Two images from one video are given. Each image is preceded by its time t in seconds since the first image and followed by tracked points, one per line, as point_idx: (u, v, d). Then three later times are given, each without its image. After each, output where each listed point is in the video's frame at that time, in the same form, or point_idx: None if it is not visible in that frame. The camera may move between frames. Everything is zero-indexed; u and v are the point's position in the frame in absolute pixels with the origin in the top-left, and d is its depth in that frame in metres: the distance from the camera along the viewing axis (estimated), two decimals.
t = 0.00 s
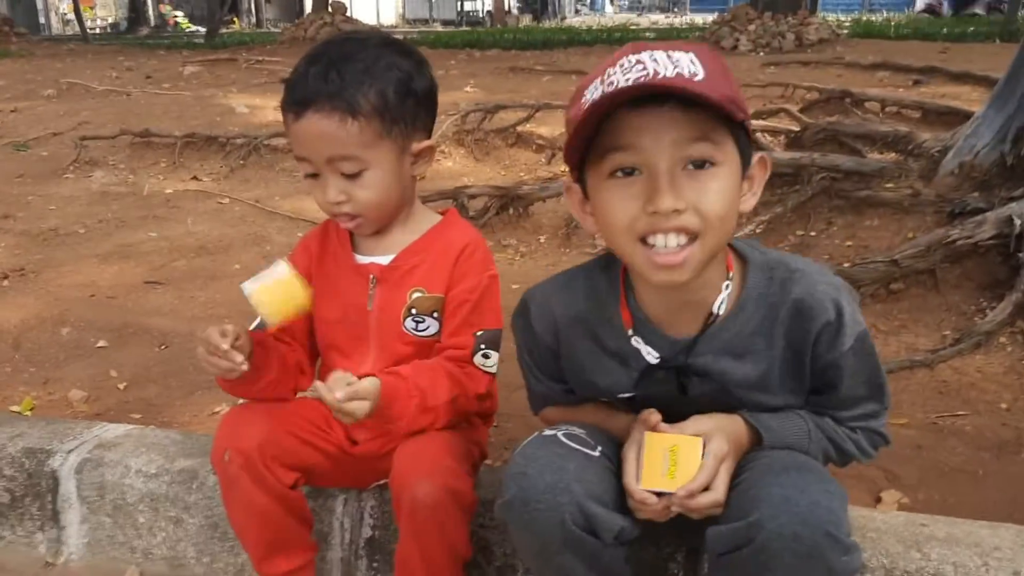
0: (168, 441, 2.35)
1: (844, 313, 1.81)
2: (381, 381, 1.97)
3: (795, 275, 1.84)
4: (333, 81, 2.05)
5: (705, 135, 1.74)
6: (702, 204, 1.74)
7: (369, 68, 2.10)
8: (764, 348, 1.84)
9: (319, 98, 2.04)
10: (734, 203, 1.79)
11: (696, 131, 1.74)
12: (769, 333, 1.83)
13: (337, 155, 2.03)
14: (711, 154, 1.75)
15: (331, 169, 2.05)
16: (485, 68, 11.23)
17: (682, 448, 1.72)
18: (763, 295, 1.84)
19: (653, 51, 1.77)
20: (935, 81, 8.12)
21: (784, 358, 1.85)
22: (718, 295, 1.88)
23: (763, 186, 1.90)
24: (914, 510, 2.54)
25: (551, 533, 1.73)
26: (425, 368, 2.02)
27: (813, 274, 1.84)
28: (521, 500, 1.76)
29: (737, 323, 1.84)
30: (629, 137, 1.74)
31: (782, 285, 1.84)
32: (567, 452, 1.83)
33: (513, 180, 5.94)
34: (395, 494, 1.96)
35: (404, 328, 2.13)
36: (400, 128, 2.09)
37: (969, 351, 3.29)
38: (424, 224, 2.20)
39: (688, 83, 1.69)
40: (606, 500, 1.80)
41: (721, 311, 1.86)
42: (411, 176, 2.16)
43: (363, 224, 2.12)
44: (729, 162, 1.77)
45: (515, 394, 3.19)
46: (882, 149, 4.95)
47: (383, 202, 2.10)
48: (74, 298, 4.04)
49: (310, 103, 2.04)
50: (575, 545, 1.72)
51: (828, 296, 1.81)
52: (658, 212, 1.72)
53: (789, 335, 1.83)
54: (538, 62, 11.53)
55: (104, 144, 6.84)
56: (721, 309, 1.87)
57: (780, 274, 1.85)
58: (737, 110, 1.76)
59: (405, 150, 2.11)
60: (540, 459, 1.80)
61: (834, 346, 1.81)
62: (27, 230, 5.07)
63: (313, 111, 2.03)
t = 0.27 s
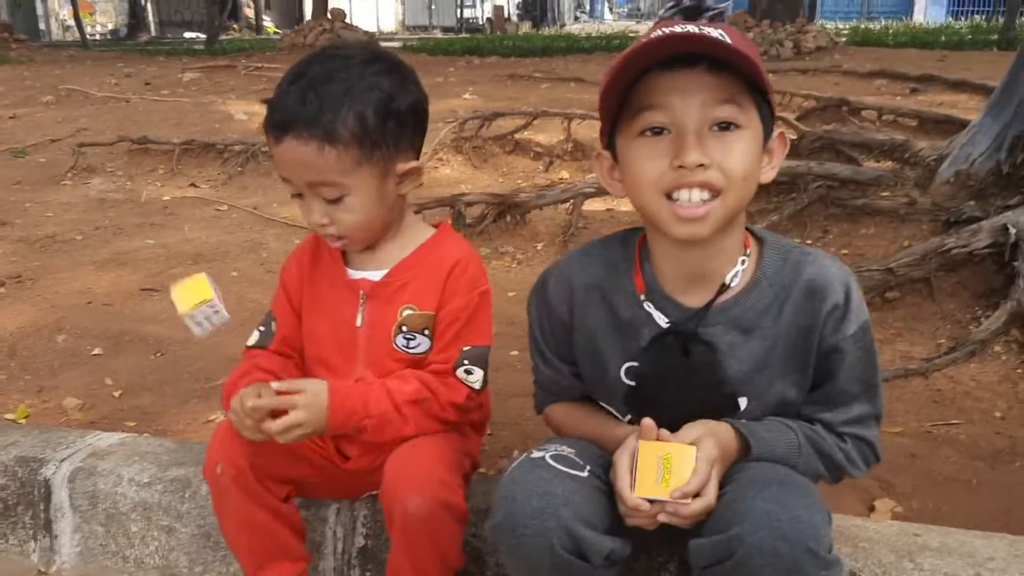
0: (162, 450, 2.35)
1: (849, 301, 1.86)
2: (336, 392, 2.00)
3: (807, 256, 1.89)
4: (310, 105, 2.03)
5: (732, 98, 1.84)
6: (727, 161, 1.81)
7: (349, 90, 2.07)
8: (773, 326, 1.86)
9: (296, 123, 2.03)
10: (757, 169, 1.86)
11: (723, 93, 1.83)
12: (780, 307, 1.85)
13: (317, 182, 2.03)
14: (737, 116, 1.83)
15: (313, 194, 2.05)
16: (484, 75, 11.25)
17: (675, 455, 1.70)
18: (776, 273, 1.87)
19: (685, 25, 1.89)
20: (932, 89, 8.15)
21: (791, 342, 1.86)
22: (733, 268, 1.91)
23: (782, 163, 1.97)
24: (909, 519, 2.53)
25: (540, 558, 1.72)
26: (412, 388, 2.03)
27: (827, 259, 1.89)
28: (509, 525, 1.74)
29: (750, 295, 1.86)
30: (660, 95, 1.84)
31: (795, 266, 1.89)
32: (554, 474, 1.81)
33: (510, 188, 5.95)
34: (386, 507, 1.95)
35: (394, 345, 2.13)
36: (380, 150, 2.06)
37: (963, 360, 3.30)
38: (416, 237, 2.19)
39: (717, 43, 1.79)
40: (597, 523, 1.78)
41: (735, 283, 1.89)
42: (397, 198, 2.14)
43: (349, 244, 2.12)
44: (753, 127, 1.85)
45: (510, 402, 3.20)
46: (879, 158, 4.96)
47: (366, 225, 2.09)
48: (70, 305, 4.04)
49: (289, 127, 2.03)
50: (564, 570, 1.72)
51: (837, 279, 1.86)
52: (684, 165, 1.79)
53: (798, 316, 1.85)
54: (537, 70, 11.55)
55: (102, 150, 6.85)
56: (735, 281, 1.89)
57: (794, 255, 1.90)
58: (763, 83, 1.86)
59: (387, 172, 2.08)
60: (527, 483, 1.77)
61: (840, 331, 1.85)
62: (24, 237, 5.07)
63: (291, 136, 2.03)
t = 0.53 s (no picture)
0: (156, 452, 2.34)
1: (853, 291, 1.86)
2: (317, 418, 1.97)
3: (814, 245, 1.90)
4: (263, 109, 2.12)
5: (750, 85, 1.83)
6: (741, 146, 1.81)
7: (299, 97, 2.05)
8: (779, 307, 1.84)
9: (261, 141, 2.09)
10: (768, 155, 1.86)
11: (741, 78, 1.82)
12: (786, 290, 1.84)
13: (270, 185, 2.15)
14: (753, 104, 1.83)
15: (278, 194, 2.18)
16: (481, 76, 11.23)
17: (663, 446, 1.70)
18: (783, 257, 1.87)
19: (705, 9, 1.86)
20: (931, 91, 8.14)
21: (795, 327, 1.84)
22: (740, 249, 1.90)
23: (791, 149, 1.97)
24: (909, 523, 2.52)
25: (522, 567, 1.71)
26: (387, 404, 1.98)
27: (832, 250, 1.89)
28: (491, 536, 1.74)
29: (757, 276, 1.85)
30: (679, 78, 1.82)
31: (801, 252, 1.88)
32: (537, 484, 1.80)
33: (508, 189, 5.93)
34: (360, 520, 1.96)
35: (370, 353, 2.10)
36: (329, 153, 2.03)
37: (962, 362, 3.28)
38: (404, 241, 2.11)
39: (737, 31, 1.78)
40: (580, 533, 1.77)
41: (742, 264, 1.89)
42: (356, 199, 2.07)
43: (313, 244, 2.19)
44: (768, 113, 1.85)
45: (507, 404, 3.18)
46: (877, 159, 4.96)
47: (333, 227, 2.11)
48: (66, 307, 4.02)
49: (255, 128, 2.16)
50: None
51: (843, 268, 1.87)
52: (699, 149, 1.79)
53: (802, 300, 1.84)
54: (535, 71, 11.53)
55: (98, 151, 6.82)
56: (742, 261, 1.89)
57: (801, 243, 1.90)
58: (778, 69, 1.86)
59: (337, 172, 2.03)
60: (509, 493, 1.77)
61: (843, 320, 1.85)
62: (20, 238, 5.05)
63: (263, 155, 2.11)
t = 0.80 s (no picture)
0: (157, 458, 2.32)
1: (857, 283, 1.78)
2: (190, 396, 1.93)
3: (819, 237, 1.83)
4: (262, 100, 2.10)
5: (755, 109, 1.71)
6: (742, 172, 1.72)
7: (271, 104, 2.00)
8: (785, 295, 1.76)
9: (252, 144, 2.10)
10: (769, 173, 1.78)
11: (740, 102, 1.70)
12: (791, 278, 1.77)
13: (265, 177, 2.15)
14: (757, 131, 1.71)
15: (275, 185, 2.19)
16: (482, 78, 11.23)
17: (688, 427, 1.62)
18: (788, 246, 1.80)
19: (714, 19, 1.71)
20: (932, 92, 8.13)
21: (802, 315, 1.76)
22: (746, 237, 1.83)
23: (798, 142, 1.88)
24: (917, 529, 2.49)
25: (524, 569, 1.68)
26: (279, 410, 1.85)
27: (837, 243, 1.82)
28: (494, 537, 1.70)
29: (763, 263, 1.78)
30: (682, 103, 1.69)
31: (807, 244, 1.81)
32: (540, 485, 1.77)
33: (509, 192, 5.91)
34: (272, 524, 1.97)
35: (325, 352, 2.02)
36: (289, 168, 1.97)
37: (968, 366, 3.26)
38: (370, 248, 2.02)
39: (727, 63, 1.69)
40: (583, 536, 1.74)
41: (749, 253, 1.82)
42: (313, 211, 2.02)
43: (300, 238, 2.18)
44: (772, 135, 1.74)
45: (509, 408, 3.16)
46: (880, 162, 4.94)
47: (304, 231, 2.07)
48: (66, 310, 4.00)
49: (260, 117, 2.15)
50: None
51: (848, 259, 1.79)
52: (698, 180, 1.71)
53: (809, 289, 1.76)
54: (535, 73, 11.53)
55: (99, 154, 6.81)
56: (747, 250, 1.81)
57: (806, 234, 1.83)
58: (785, 83, 1.74)
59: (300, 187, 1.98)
60: (511, 494, 1.74)
61: (849, 309, 1.76)
62: (20, 241, 5.03)
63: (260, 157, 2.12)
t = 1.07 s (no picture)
0: (154, 464, 2.29)
1: (867, 291, 1.75)
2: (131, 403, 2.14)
3: (827, 245, 1.79)
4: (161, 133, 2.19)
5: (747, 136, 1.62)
6: (736, 197, 1.65)
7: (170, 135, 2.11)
8: (790, 301, 1.73)
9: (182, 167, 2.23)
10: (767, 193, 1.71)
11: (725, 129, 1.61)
12: (798, 284, 1.73)
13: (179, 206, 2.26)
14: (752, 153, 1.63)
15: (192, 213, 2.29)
16: (480, 81, 11.21)
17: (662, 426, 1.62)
18: (796, 252, 1.76)
19: (701, 48, 1.64)
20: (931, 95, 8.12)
21: (808, 321, 1.73)
22: (752, 243, 1.78)
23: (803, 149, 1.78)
24: (921, 536, 2.47)
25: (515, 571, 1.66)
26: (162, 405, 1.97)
27: (845, 250, 1.79)
28: (484, 537, 1.68)
29: (769, 268, 1.75)
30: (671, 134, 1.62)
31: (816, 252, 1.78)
32: (532, 487, 1.73)
33: (507, 195, 5.89)
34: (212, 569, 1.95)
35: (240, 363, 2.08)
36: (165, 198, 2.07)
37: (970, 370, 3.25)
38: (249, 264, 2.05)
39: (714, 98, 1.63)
40: (576, 537, 1.72)
41: (754, 259, 1.77)
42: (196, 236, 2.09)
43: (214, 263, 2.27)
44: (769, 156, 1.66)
45: (509, 413, 3.13)
46: (880, 165, 4.92)
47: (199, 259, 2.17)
48: (62, 314, 3.96)
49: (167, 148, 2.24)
50: None
51: (857, 267, 1.75)
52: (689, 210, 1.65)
53: (816, 296, 1.73)
54: (534, 75, 11.51)
55: (96, 156, 6.77)
56: (753, 256, 1.77)
57: (815, 241, 1.79)
58: (779, 108, 1.65)
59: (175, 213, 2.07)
60: (503, 494, 1.71)
61: (857, 316, 1.73)
62: (16, 244, 4.99)
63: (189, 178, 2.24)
